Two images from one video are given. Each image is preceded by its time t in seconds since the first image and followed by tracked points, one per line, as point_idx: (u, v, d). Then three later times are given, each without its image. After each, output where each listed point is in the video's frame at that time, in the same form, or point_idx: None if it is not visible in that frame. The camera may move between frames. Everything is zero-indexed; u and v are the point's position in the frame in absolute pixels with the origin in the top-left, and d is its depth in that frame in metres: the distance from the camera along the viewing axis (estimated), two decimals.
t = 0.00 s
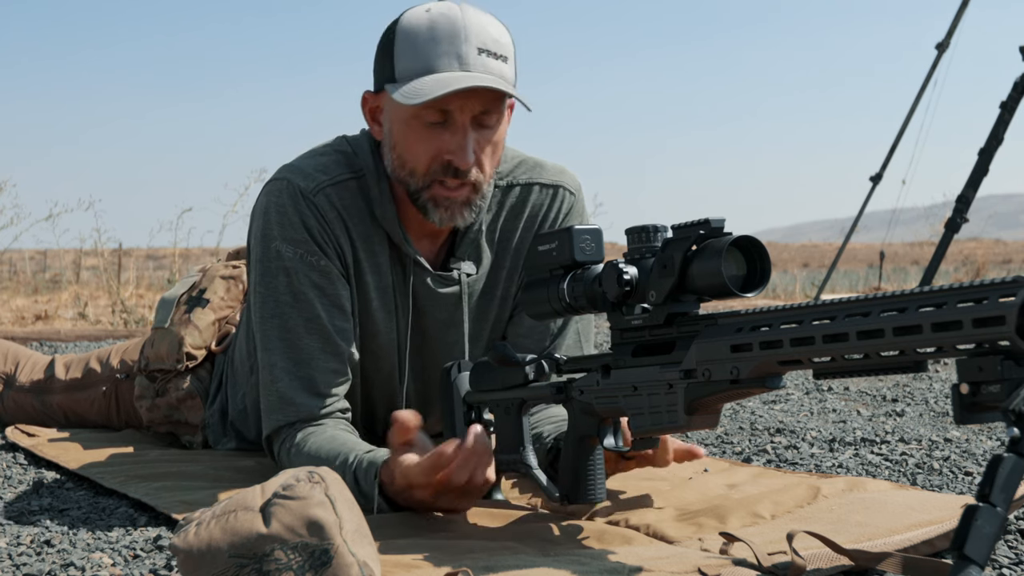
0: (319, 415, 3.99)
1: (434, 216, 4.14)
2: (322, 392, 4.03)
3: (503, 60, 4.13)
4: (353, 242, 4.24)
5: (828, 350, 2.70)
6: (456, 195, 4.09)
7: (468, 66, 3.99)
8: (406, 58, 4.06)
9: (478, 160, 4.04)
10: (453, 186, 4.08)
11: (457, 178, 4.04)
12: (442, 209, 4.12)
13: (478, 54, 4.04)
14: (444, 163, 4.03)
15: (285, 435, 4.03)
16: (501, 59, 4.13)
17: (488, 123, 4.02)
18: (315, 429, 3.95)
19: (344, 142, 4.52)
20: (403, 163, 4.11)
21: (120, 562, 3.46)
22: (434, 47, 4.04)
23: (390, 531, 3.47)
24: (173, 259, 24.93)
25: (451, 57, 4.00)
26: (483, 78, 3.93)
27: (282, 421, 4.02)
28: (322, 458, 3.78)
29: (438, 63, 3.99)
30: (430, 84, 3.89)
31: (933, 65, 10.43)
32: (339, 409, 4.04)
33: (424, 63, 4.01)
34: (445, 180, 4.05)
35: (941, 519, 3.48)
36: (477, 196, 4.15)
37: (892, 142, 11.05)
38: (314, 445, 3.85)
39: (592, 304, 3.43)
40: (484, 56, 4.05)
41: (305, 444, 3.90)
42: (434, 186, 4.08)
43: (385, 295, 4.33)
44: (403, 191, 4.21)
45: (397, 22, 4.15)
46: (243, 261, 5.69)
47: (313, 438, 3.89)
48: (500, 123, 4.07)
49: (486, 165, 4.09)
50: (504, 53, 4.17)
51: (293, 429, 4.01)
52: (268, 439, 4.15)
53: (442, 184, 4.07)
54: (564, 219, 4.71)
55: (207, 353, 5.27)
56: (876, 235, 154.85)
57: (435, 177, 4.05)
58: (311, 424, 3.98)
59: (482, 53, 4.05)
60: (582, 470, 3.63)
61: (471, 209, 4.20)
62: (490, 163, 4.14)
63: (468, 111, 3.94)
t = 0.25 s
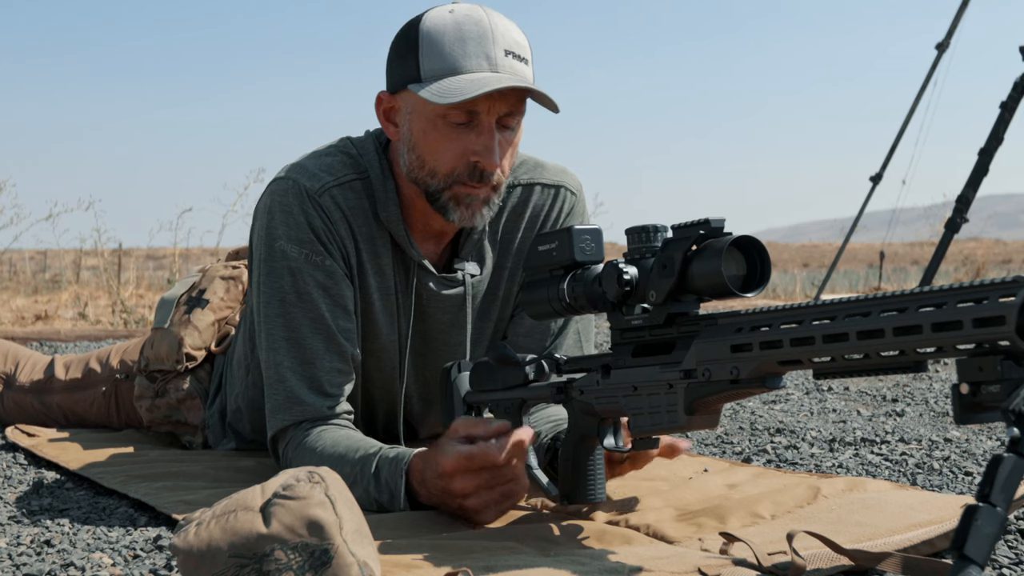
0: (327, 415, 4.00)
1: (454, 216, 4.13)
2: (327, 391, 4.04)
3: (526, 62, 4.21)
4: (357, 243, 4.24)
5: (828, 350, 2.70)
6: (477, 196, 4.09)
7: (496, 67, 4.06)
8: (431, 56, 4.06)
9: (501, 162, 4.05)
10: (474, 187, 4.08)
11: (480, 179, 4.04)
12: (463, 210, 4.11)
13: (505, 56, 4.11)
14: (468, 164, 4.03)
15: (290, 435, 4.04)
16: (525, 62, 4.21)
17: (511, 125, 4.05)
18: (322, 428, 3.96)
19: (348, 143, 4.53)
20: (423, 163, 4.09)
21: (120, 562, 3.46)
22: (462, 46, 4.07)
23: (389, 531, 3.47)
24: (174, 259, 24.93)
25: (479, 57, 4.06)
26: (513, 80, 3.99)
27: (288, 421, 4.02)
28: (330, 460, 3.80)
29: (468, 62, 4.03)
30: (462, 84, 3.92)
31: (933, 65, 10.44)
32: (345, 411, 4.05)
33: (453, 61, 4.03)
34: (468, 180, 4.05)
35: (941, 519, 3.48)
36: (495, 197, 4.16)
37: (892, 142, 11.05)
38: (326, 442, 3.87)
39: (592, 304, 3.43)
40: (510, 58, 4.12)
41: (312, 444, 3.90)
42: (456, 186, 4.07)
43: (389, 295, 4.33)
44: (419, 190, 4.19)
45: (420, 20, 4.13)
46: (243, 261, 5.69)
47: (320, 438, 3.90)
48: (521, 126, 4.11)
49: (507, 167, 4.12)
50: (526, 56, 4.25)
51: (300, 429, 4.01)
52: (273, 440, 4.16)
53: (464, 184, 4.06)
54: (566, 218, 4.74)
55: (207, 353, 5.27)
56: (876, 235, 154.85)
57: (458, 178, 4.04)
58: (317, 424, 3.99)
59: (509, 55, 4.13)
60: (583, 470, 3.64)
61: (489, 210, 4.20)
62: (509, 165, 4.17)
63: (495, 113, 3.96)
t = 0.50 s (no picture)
0: (332, 416, 4.00)
1: (462, 213, 4.14)
2: (331, 390, 4.03)
3: (535, 62, 4.20)
4: (359, 243, 4.24)
5: (828, 350, 2.71)
6: (486, 193, 4.10)
7: (507, 66, 4.04)
8: (441, 55, 4.04)
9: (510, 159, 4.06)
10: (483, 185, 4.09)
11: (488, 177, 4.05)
12: (471, 207, 4.12)
13: (514, 55, 4.10)
14: (477, 162, 4.04)
15: (294, 436, 4.04)
16: (535, 62, 4.20)
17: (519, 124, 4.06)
18: (324, 429, 3.96)
19: (350, 144, 4.53)
20: (431, 161, 4.10)
21: (120, 562, 3.46)
22: (472, 46, 4.06)
23: (389, 531, 3.47)
24: (174, 259, 24.93)
25: (490, 56, 4.04)
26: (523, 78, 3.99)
27: (293, 421, 4.01)
28: (336, 461, 3.82)
29: (479, 61, 4.02)
30: (473, 81, 3.92)
31: (933, 65, 10.44)
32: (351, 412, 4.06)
33: (464, 59, 4.01)
34: (476, 178, 4.06)
35: (941, 519, 3.48)
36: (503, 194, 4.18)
37: (892, 142, 11.05)
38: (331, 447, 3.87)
39: (592, 304, 3.43)
40: (519, 57, 4.11)
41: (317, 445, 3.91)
42: (465, 184, 4.08)
43: (391, 296, 4.33)
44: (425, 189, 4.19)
45: (428, 19, 4.13)
46: (243, 261, 5.69)
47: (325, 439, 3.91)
48: (530, 124, 4.12)
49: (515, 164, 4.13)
50: (535, 56, 4.24)
51: (305, 428, 4.01)
52: (275, 441, 4.15)
53: (472, 182, 4.08)
54: (566, 218, 4.74)
55: (208, 353, 5.27)
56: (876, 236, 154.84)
57: (467, 176, 4.06)
58: (319, 425, 3.99)
59: (518, 54, 4.12)
60: (583, 469, 3.62)
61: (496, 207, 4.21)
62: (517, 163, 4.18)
63: (505, 111, 3.97)
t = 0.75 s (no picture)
0: (331, 416, 4.00)
1: (460, 216, 4.13)
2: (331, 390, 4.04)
3: (534, 63, 4.20)
4: (359, 243, 4.24)
5: (828, 350, 2.71)
6: (484, 194, 4.10)
7: (506, 68, 4.05)
8: (440, 56, 4.04)
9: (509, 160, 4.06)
10: (482, 186, 4.08)
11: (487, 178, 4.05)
12: (470, 209, 4.12)
13: (514, 56, 4.11)
14: (476, 162, 4.03)
15: (294, 436, 4.04)
16: (533, 62, 4.20)
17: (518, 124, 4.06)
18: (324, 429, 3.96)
19: (351, 144, 4.53)
20: (431, 162, 4.09)
21: (120, 562, 3.46)
22: (471, 47, 4.06)
23: (389, 531, 3.47)
24: (174, 258, 24.93)
25: (489, 58, 4.05)
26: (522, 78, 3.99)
27: (293, 420, 4.01)
28: (336, 461, 3.82)
29: (478, 62, 4.02)
30: (472, 82, 3.92)
31: (933, 65, 10.45)
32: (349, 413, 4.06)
33: (463, 61, 4.02)
34: (476, 179, 4.05)
35: (941, 519, 3.48)
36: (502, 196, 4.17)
37: (892, 142, 11.05)
38: (330, 446, 3.86)
39: (592, 304, 3.43)
40: (518, 58, 4.12)
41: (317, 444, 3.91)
42: (464, 185, 4.07)
43: (391, 296, 4.33)
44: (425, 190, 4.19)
45: (427, 21, 4.13)
46: (244, 261, 5.69)
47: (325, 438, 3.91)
48: (529, 124, 4.12)
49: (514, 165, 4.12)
50: (534, 56, 4.24)
51: (303, 428, 4.01)
52: (274, 441, 4.15)
53: (472, 183, 4.07)
54: (565, 218, 4.74)
55: (208, 353, 5.27)
56: (876, 236, 154.84)
57: (466, 177, 4.05)
58: (320, 424, 3.99)
59: (517, 55, 4.12)
60: (583, 470, 3.62)
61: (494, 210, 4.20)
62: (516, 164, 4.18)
63: (504, 111, 3.97)
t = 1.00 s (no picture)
0: (327, 415, 3.99)
1: (457, 213, 4.15)
2: (330, 391, 4.03)
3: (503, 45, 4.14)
4: (356, 242, 4.24)
5: (828, 350, 2.71)
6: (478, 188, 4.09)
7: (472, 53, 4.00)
8: (407, 57, 4.07)
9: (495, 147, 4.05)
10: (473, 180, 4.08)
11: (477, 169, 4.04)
12: (466, 205, 4.13)
13: (479, 41, 4.05)
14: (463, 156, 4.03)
15: (292, 434, 4.04)
16: (502, 44, 4.14)
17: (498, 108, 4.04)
18: (323, 427, 3.96)
19: (347, 144, 4.53)
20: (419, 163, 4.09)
21: (120, 562, 3.46)
22: (434, 40, 4.04)
23: (389, 532, 3.47)
24: (174, 258, 24.93)
25: (453, 46, 4.01)
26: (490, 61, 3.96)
27: (288, 420, 4.03)
28: (334, 458, 3.82)
29: (443, 53, 3.99)
30: (441, 74, 3.92)
31: (933, 65, 10.45)
32: (347, 411, 4.06)
33: (428, 55, 4.01)
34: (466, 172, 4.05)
35: (941, 519, 3.48)
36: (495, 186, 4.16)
37: (892, 142, 11.04)
38: (329, 443, 3.87)
39: (592, 304, 3.43)
40: (485, 42, 4.06)
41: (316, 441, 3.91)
42: (456, 181, 4.07)
43: (389, 294, 4.33)
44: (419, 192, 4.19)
45: (391, 26, 4.17)
46: (244, 261, 5.69)
47: (325, 436, 3.91)
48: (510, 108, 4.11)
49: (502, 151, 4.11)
50: (503, 39, 4.19)
51: (301, 428, 4.01)
52: (274, 440, 4.16)
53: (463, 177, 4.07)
54: (566, 218, 4.72)
55: (208, 353, 5.27)
56: (876, 236, 154.84)
57: (457, 172, 4.05)
58: (321, 423, 3.99)
59: (482, 40, 4.07)
60: (583, 469, 3.64)
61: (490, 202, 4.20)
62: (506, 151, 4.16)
63: (479, 98, 3.97)
